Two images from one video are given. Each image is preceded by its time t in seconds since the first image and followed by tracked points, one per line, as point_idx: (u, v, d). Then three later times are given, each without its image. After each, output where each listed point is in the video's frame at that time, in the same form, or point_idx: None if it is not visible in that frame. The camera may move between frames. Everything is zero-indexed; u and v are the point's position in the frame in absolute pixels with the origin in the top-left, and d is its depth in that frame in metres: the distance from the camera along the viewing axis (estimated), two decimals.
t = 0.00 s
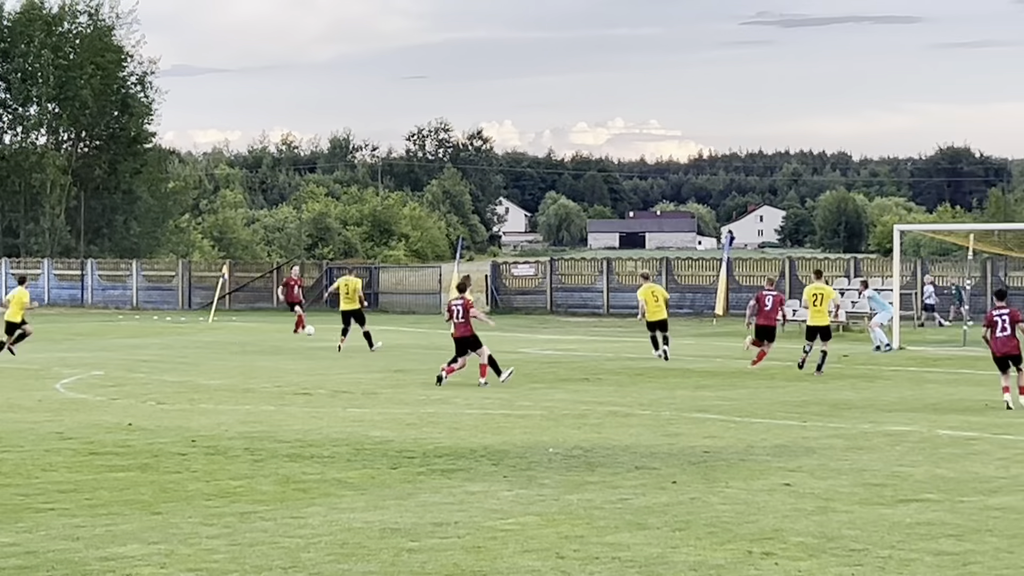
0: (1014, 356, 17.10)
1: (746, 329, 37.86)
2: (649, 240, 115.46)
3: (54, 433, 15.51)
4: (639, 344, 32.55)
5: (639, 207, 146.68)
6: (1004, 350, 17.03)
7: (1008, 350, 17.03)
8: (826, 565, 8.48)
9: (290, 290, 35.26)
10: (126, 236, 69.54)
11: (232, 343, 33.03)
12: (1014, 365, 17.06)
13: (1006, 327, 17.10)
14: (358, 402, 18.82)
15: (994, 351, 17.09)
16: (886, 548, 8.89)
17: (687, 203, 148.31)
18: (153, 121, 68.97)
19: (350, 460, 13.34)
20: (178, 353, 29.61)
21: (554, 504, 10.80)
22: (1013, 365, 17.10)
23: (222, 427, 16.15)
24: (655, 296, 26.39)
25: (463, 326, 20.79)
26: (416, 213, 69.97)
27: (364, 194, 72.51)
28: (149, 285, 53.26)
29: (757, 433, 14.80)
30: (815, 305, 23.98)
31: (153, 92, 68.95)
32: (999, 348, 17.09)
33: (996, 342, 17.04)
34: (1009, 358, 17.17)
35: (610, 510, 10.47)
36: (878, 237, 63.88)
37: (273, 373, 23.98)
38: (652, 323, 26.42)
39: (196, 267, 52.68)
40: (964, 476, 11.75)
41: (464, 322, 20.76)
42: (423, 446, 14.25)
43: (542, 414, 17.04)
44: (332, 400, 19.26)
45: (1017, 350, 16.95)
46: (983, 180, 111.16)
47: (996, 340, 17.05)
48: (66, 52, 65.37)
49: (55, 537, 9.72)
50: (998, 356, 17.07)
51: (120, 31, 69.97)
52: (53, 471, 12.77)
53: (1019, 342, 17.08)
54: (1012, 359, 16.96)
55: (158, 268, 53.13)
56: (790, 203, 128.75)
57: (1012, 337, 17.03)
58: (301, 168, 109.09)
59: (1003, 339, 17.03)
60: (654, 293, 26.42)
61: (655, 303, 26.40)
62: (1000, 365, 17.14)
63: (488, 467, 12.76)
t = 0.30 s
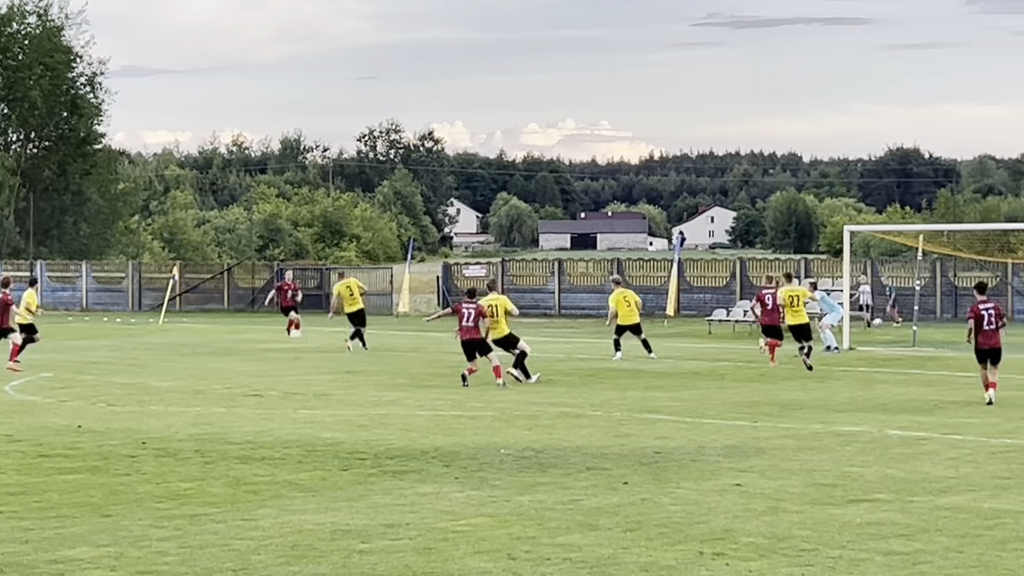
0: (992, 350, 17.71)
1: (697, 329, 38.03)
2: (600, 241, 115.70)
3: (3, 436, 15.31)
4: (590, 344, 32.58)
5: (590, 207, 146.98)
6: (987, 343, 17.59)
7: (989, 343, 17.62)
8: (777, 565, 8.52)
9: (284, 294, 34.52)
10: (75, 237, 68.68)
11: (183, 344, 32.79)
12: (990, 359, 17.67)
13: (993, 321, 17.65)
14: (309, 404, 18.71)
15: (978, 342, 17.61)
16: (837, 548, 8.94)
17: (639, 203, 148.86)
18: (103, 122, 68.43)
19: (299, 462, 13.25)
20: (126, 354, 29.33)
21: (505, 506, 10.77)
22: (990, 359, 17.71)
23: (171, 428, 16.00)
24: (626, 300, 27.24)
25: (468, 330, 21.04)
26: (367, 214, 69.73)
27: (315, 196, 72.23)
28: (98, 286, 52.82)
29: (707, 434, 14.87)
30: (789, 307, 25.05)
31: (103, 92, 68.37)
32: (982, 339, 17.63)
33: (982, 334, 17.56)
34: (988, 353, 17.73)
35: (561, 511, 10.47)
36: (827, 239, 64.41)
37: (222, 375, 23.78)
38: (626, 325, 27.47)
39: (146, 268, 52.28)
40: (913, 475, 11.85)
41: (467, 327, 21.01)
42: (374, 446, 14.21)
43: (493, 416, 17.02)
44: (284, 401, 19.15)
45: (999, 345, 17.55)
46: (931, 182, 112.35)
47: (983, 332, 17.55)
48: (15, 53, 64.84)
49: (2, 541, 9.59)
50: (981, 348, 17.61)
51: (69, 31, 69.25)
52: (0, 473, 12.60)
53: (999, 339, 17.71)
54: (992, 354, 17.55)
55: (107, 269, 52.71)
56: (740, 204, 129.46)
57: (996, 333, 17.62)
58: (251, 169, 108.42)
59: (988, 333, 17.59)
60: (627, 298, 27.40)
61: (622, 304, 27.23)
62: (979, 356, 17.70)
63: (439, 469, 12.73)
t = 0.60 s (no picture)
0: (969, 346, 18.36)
1: (653, 330, 38.15)
2: (555, 242, 115.90)
3: None
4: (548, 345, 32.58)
5: (545, 209, 147.09)
6: (964, 339, 18.27)
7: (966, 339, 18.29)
8: (733, 565, 8.55)
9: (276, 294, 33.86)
10: (29, 239, 67.65)
11: (137, 346, 32.55)
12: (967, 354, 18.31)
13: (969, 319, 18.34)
14: (264, 405, 18.60)
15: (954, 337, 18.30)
16: (792, 547, 9.00)
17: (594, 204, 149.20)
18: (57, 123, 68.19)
19: (254, 464, 13.17)
20: (80, 356, 29.10)
21: (462, 508, 10.74)
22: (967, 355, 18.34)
23: (126, 431, 15.87)
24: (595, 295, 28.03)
25: (450, 326, 21.88)
26: (322, 215, 69.44)
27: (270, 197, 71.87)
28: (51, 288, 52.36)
29: (663, 434, 14.91)
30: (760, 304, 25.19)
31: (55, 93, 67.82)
32: (959, 336, 18.32)
33: (958, 330, 18.26)
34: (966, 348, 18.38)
35: (517, 512, 10.47)
36: (783, 239, 64.70)
37: (176, 377, 23.60)
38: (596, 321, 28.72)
39: (100, 269, 51.91)
40: (868, 476, 11.93)
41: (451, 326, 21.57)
42: (330, 448, 14.15)
43: (450, 417, 16.99)
44: (239, 403, 19.03)
45: (973, 341, 18.23)
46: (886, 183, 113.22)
47: (959, 328, 18.24)
48: None
49: None
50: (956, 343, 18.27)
51: (21, 32, 68.60)
52: None
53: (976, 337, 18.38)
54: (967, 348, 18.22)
55: (60, 271, 52.27)
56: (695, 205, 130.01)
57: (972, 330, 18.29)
58: (206, 170, 107.75)
59: (965, 329, 18.28)
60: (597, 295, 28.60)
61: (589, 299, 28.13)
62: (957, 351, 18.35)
63: (395, 470, 12.69)
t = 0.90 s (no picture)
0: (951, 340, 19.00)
1: (613, 330, 38.23)
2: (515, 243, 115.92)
3: None
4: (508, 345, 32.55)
5: (505, 209, 147.13)
6: (947, 332, 18.88)
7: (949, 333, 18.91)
8: (693, 565, 8.57)
9: (272, 293, 33.50)
10: None
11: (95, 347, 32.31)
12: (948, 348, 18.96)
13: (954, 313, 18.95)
14: (224, 407, 18.50)
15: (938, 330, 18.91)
16: (753, 548, 9.02)
17: (554, 205, 149.37)
18: (14, 124, 67.45)
19: (214, 466, 13.08)
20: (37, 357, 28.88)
21: (423, 509, 10.70)
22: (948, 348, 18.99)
23: (85, 432, 15.75)
24: (567, 295, 28.40)
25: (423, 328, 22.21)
26: (281, 215, 69.13)
27: (229, 198, 71.43)
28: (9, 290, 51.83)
29: (623, 434, 14.92)
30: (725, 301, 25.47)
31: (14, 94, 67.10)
32: (942, 329, 18.94)
33: (944, 324, 18.84)
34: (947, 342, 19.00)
35: (478, 512, 10.45)
36: (742, 239, 64.96)
37: (135, 379, 23.43)
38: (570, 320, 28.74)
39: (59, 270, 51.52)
40: (828, 475, 11.98)
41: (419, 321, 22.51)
42: (290, 450, 14.09)
43: (410, 417, 16.96)
44: (199, 404, 18.92)
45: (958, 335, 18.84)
46: (845, 183, 113.94)
47: (944, 321, 18.84)
48: None
49: None
50: (940, 337, 18.88)
51: None
52: None
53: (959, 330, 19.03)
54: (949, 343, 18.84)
55: (19, 273, 51.82)
56: (655, 205, 130.41)
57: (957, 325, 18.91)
58: (165, 171, 107.09)
59: (950, 323, 18.88)
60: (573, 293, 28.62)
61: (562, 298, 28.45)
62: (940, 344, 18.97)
63: (356, 471, 12.66)
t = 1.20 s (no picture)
0: (934, 341, 19.68)
1: (575, 330, 38.27)
2: (478, 243, 115.89)
3: None
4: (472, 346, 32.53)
5: (469, 210, 147.11)
6: (928, 335, 19.54)
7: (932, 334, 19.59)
8: (656, 564, 8.59)
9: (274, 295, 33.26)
10: None
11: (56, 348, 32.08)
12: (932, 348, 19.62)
13: (934, 315, 19.65)
14: (187, 408, 18.39)
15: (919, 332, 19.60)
16: (715, 546, 9.05)
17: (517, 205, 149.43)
18: None
19: (176, 467, 13.00)
20: None
21: (387, 509, 10.68)
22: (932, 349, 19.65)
23: (46, 434, 15.62)
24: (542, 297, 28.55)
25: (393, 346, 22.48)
26: (244, 216, 68.80)
27: (192, 199, 71.02)
28: None
29: (586, 434, 14.93)
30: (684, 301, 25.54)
31: None
32: (924, 331, 19.61)
33: (923, 326, 19.51)
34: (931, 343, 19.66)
35: (441, 512, 10.44)
36: (704, 239, 65.19)
37: (96, 380, 23.26)
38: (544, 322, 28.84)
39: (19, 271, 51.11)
40: (790, 474, 12.03)
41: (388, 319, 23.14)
42: (253, 451, 14.02)
43: (373, 418, 16.89)
44: (162, 405, 18.81)
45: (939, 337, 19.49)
46: (806, 183, 114.55)
47: (924, 324, 19.50)
48: None
49: None
50: (922, 340, 19.53)
51: None
52: None
53: (941, 332, 19.71)
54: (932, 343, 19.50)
55: None
56: (618, 205, 130.64)
57: (938, 326, 19.59)
58: (127, 172, 106.46)
59: (931, 324, 19.57)
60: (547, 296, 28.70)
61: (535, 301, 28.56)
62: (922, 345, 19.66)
63: (319, 472, 12.61)
